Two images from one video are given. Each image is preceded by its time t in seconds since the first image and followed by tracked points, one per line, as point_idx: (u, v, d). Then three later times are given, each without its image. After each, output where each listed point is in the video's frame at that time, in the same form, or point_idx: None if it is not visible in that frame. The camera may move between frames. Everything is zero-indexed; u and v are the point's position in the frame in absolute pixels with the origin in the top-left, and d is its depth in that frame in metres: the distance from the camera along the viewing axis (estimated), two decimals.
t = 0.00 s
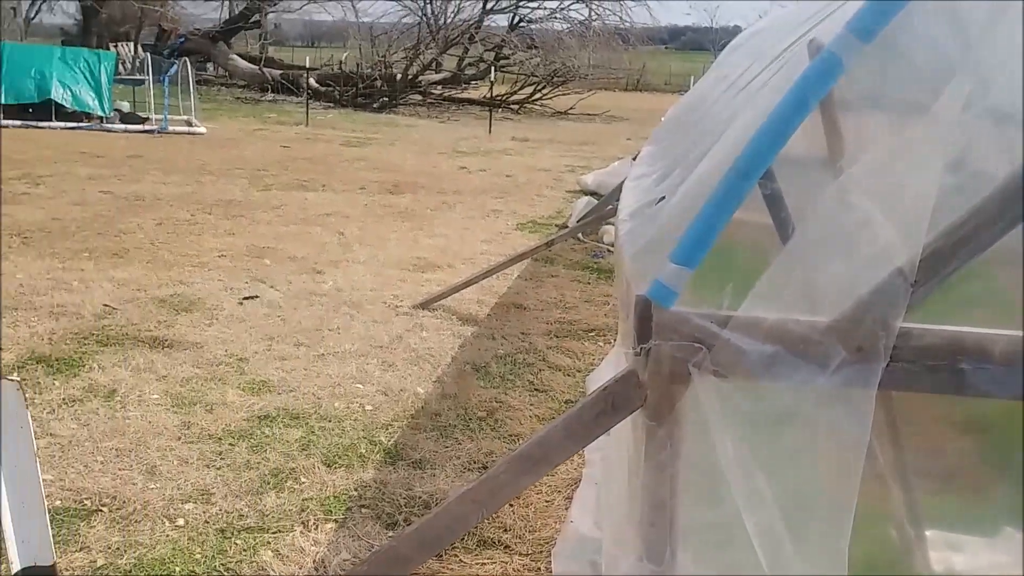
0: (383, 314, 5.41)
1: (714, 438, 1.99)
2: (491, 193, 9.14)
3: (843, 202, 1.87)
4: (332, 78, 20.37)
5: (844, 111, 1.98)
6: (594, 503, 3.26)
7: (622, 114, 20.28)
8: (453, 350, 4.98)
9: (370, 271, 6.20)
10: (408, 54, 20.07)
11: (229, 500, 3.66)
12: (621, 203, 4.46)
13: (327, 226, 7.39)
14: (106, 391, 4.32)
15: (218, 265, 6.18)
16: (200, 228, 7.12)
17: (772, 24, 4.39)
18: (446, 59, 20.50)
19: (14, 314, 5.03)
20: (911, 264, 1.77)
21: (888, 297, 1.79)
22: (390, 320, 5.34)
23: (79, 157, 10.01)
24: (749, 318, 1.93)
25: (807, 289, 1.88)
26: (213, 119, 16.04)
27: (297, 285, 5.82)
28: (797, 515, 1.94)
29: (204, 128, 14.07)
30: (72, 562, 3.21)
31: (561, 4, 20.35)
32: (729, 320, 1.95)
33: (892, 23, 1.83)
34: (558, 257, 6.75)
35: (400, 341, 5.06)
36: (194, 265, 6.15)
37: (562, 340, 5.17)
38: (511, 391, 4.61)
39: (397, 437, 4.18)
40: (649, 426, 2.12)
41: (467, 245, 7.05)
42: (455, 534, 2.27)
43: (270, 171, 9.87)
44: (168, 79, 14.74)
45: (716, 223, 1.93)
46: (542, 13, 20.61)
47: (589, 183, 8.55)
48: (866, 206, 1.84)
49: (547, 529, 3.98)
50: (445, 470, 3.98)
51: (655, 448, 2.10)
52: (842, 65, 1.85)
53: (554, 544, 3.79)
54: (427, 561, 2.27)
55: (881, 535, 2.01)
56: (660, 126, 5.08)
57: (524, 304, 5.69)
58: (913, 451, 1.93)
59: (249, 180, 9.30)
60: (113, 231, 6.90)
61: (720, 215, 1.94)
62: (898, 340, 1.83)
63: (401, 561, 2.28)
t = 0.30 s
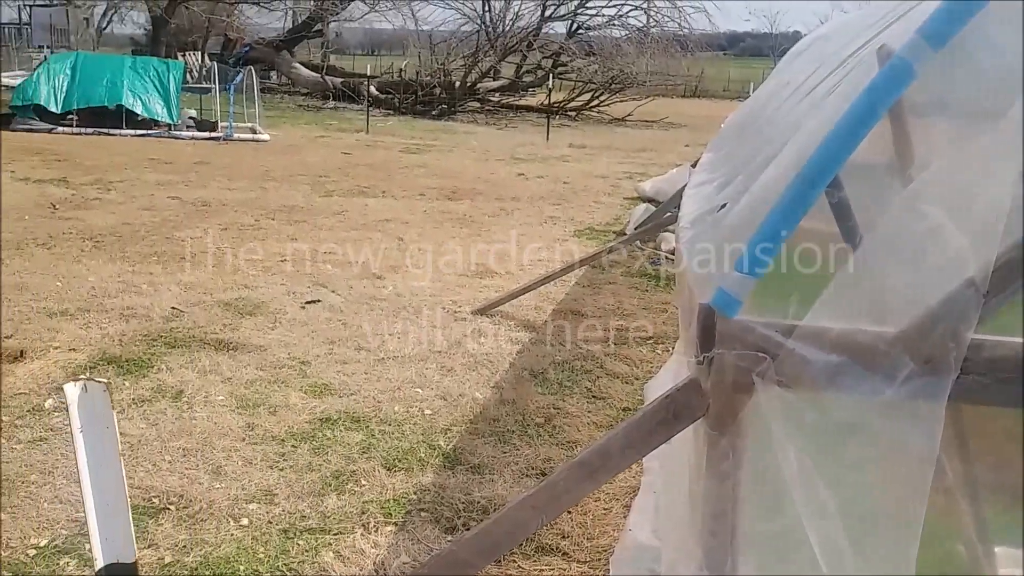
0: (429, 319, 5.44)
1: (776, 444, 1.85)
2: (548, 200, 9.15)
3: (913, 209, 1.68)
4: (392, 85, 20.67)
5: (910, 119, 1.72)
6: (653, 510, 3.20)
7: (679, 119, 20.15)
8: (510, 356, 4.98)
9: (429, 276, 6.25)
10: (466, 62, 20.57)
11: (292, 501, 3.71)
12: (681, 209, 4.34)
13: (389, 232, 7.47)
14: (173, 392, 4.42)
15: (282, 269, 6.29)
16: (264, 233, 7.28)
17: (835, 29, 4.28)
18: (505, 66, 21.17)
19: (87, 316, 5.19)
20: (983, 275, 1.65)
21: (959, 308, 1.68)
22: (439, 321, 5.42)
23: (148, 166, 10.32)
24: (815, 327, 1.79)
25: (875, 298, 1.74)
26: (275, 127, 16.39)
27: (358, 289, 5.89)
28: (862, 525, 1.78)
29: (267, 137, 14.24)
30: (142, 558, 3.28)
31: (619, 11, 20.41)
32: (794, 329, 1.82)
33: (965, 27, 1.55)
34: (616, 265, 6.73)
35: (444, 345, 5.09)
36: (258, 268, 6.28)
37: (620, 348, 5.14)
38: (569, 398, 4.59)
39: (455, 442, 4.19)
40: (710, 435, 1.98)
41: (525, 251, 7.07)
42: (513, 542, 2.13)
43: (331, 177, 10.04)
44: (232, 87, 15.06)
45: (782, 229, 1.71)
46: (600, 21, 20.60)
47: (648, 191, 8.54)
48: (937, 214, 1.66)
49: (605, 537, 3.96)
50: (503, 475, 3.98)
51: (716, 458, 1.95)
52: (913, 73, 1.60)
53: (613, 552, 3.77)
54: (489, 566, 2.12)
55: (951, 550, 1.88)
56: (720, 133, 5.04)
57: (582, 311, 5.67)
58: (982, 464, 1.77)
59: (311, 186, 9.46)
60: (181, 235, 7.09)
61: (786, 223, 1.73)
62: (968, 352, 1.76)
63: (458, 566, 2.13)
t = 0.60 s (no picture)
0: (430, 319, 5.53)
1: (831, 451, 1.68)
2: (598, 205, 9.13)
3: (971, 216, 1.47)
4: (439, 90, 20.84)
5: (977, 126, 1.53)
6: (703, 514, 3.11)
7: (727, 124, 20.02)
8: (559, 362, 4.96)
9: (478, 281, 6.27)
10: (515, 67, 20.92)
11: (344, 503, 3.73)
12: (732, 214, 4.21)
13: (441, 237, 7.52)
14: (229, 394, 4.49)
15: (335, 274, 6.36)
16: (317, 237, 7.39)
17: (891, 32, 4.17)
18: (553, 71, 21.38)
19: (144, 318, 5.30)
20: None
21: None
22: (440, 321, 5.50)
23: (204, 172, 10.55)
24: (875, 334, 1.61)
25: (933, 304, 1.56)
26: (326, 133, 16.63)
27: (409, 294, 5.93)
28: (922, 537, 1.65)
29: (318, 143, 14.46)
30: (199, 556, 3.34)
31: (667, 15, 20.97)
32: (852, 335, 1.64)
33: None
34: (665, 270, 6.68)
35: (443, 344, 5.17)
36: (308, 272, 6.38)
37: (669, 354, 5.10)
38: (619, 403, 4.57)
39: (506, 446, 4.20)
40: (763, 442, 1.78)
41: (573, 257, 7.06)
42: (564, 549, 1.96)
43: (382, 183, 10.12)
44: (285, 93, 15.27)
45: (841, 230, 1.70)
46: (649, 25, 21.11)
47: (698, 197, 8.50)
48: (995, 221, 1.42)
49: (656, 544, 3.92)
50: (553, 481, 3.97)
51: (770, 465, 1.76)
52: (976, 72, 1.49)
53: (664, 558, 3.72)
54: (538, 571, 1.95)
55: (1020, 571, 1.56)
56: (769, 140, 4.98)
57: (631, 316, 5.64)
58: None
59: (362, 191, 9.54)
60: (235, 239, 7.23)
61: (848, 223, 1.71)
62: None
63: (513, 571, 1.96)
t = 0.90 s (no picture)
0: (429, 319, 5.57)
1: (871, 457, 1.68)
2: (633, 208, 9.10)
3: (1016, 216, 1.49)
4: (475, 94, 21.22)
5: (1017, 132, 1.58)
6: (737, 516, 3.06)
7: (764, 126, 19.81)
8: (593, 365, 4.95)
9: (513, 284, 6.27)
10: (550, 70, 21.10)
11: (381, 503, 3.75)
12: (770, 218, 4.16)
13: (479, 239, 7.54)
14: (267, 394, 4.53)
15: (371, 276, 6.40)
16: (352, 239, 7.44)
17: (932, 33, 4.12)
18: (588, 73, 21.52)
19: (184, 319, 5.38)
20: None
21: None
22: (437, 320, 5.55)
23: (242, 175, 10.68)
24: (914, 339, 1.63)
25: (975, 308, 1.54)
26: (362, 135, 16.75)
27: (444, 296, 5.95)
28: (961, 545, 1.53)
29: (354, 147, 14.60)
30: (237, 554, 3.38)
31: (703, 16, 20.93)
32: (892, 340, 1.66)
33: None
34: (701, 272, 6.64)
35: (442, 344, 5.20)
36: (343, 275, 6.41)
37: (705, 357, 5.07)
38: (654, 406, 4.55)
39: (541, 448, 4.19)
40: (803, 448, 1.82)
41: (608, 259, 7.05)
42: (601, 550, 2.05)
43: (417, 186, 10.17)
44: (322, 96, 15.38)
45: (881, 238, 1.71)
46: (684, 27, 21.09)
47: (734, 200, 8.45)
48: None
49: (692, 548, 3.89)
50: (589, 483, 3.96)
51: (809, 471, 1.79)
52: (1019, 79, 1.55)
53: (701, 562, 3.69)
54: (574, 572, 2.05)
55: None
56: (807, 140, 4.94)
57: (666, 319, 5.62)
58: None
59: (398, 194, 9.58)
60: (272, 240, 7.31)
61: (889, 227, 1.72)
62: None
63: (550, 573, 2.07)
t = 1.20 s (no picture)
0: (429, 320, 5.54)
1: (911, 461, 1.67)
2: (666, 207, 9.06)
3: None
4: (507, 93, 21.36)
5: None
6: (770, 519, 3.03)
7: (798, 125, 19.60)
8: (625, 365, 4.93)
9: (546, 283, 6.27)
10: (583, 69, 21.39)
11: (415, 501, 3.77)
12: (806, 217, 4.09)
13: (511, 238, 7.55)
14: (302, 391, 4.57)
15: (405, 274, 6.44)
16: (386, 238, 7.48)
17: (973, 30, 4.04)
18: (621, 72, 21.77)
19: (221, 316, 5.44)
20: None
21: None
22: (438, 320, 5.54)
23: (277, 174, 10.77)
24: (953, 342, 1.57)
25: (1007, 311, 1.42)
26: (395, 134, 16.80)
27: (477, 295, 5.96)
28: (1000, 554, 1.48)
29: (387, 146, 14.68)
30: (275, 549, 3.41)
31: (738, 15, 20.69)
32: (931, 342, 1.63)
33: None
34: (735, 273, 6.61)
35: (443, 345, 5.17)
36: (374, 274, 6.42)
37: (739, 358, 5.04)
38: (687, 407, 4.53)
39: (574, 448, 4.19)
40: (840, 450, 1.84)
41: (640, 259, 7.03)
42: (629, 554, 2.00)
43: (450, 185, 10.20)
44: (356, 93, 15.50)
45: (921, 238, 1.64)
46: (717, 26, 20.99)
47: (768, 199, 8.40)
48: None
49: (726, 549, 3.86)
50: (621, 483, 3.95)
51: (845, 473, 1.81)
52: None
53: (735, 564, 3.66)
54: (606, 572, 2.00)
55: None
56: (843, 141, 4.88)
57: (700, 320, 5.59)
58: None
59: (431, 193, 9.61)
60: (306, 239, 7.36)
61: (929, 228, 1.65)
62: None
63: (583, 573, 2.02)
